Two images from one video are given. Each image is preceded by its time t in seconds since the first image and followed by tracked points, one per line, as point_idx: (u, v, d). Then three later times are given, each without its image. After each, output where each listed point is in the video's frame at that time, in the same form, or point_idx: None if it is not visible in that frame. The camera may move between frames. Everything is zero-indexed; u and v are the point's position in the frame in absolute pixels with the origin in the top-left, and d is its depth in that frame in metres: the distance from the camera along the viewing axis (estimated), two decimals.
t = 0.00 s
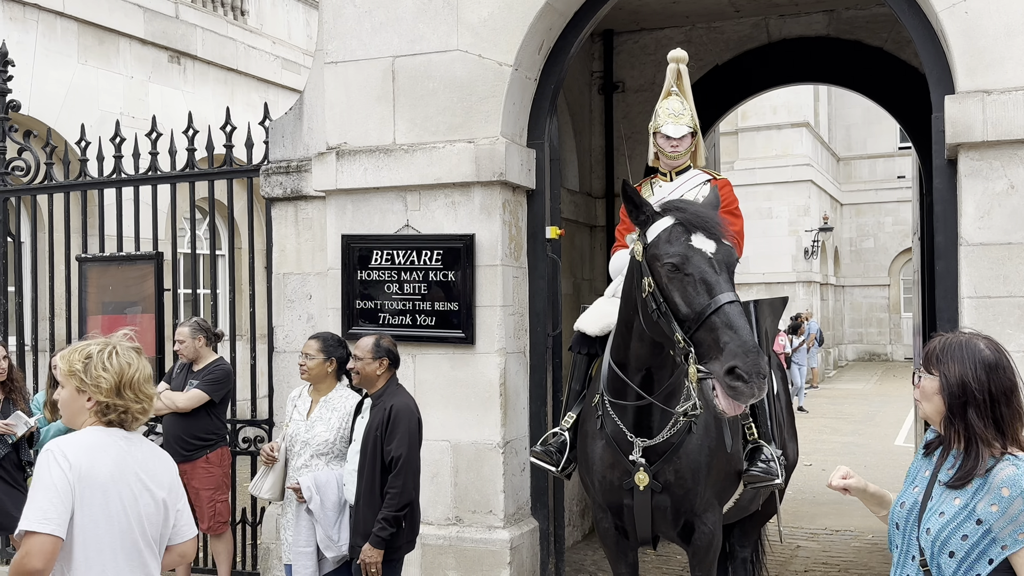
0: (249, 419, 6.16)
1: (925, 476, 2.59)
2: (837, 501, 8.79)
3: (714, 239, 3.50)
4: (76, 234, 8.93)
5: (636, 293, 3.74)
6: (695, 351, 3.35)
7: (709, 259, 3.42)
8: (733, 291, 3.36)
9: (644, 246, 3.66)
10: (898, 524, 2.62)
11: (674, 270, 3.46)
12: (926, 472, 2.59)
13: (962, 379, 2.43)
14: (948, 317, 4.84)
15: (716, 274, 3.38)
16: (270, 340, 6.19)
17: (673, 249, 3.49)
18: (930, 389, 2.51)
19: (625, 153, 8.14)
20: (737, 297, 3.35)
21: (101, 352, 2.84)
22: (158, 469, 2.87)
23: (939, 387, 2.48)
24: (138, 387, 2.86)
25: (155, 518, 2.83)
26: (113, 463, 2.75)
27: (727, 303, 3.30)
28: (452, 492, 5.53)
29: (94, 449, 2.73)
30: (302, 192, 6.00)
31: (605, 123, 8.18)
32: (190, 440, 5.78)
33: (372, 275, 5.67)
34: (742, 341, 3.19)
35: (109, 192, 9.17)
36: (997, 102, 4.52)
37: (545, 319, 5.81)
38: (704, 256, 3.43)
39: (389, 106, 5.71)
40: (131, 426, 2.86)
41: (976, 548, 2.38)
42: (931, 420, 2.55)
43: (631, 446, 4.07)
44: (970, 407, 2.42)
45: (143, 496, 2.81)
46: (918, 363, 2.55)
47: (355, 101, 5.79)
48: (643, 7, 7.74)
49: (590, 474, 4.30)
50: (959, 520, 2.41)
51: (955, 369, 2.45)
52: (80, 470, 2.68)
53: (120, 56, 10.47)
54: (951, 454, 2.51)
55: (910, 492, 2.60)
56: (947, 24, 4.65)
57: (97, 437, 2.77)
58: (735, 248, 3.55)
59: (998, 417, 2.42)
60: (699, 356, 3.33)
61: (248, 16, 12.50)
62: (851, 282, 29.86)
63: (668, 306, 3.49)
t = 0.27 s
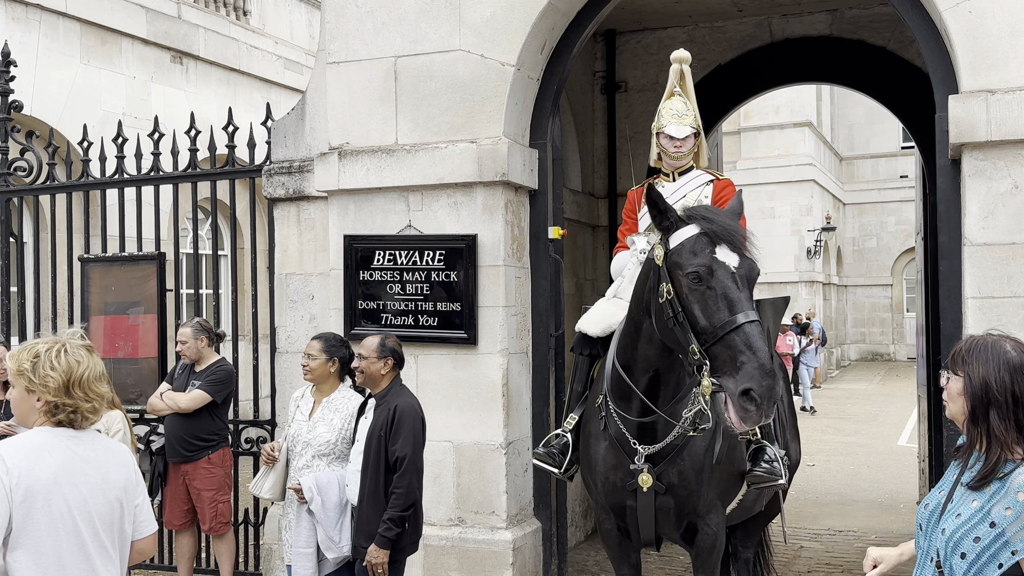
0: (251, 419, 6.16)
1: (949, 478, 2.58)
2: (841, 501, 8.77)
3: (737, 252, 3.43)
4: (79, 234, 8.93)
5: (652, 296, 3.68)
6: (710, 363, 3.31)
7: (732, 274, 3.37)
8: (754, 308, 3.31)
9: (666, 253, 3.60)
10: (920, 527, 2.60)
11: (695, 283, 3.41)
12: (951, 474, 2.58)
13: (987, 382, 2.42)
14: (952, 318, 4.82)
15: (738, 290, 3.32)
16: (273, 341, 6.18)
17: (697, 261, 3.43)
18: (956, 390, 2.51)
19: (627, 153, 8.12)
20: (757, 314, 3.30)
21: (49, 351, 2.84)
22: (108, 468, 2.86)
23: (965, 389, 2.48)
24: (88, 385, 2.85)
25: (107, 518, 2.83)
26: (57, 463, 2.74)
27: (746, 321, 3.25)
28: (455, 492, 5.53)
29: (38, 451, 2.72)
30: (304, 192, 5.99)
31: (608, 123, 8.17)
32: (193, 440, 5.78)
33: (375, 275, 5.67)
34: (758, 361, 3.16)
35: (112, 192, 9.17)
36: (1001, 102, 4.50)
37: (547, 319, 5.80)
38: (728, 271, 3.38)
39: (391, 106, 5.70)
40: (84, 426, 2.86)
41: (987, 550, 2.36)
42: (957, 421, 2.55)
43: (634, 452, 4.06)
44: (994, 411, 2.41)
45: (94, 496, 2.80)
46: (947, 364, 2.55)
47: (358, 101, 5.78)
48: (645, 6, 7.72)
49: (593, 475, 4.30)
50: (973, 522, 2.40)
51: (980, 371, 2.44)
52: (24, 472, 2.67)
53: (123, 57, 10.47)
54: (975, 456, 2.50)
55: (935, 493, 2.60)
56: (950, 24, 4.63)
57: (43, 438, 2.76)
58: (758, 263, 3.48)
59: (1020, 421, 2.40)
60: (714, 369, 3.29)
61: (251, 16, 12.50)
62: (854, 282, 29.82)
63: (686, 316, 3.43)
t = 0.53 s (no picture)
0: (253, 419, 6.15)
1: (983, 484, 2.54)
2: (843, 502, 8.76)
3: (751, 260, 3.39)
4: (81, 235, 8.94)
5: (664, 298, 3.65)
6: (717, 369, 3.29)
7: (744, 283, 3.32)
8: (763, 318, 3.27)
9: (680, 256, 3.56)
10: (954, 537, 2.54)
11: (707, 290, 3.37)
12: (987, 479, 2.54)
13: (1023, 387, 2.36)
14: (955, 318, 4.81)
15: (749, 299, 3.29)
16: (274, 341, 6.18)
17: (710, 267, 3.39)
18: (988, 396, 2.48)
19: (629, 153, 8.11)
20: (766, 324, 3.26)
21: None
22: (25, 477, 2.63)
23: (998, 395, 2.44)
24: (11, 395, 2.68)
25: (25, 531, 2.60)
26: None
27: (754, 331, 3.22)
28: (457, 493, 5.52)
29: None
30: (306, 193, 5.99)
31: (609, 123, 8.16)
32: (195, 441, 5.77)
33: (377, 275, 5.66)
34: (762, 372, 3.14)
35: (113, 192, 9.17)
36: (1004, 102, 4.49)
37: (549, 319, 5.79)
38: (740, 279, 3.33)
39: (392, 107, 5.69)
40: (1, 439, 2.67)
41: (1018, 551, 2.30)
42: (990, 427, 2.51)
43: (639, 453, 4.06)
44: None
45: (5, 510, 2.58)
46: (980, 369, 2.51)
47: (359, 101, 5.78)
48: (647, 6, 7.71)
49: (596, 476, 4.29)
50: (1004, 522, 2.35)
51: (1017, 377, 2.38)
52: None
53: (125, 57, 10.47)
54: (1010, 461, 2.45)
55: (968, 498, 2.55)
56: (953, 23, 4.62)
57: None
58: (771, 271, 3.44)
59: None
60: (721, 375, 3.27)
61: (253, 16, 12.50)
62: (856, 282, 29.79)
63: (696, 322, 3.40)
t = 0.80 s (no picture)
0: (253, 420, 6.15)
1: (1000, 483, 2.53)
2: (844, 502, 8.75)
3: (762, 266, 3.37)
4: (81, 235, 8.95)
5: (671, 298, 3.61)
6: (725, 374, 3.27)
7: (757, 289, 3.31)
8: (774, 325, 3.26)
9: (691, 258, 3.52)
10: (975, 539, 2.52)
11: (720, 295, 3.35)
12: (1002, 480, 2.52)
13: None
14: (955, 318, 4.80)
15: (761, 306, 3.27)
16: (274, 341, 6.18)
17: (722, 272, 3.37)
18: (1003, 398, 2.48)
19: (629, 153, 8.10)
20: (777, 331, 3.26)
21: None
22: None
23: (1015, 395, 2.42)
24: None
25: None
26: None
27: (766, 338, 3.21)
28: (456, 493, 5.52)
29: None
30: (306, 193, 5.98)
31: (609, 122, 8.15)
32: (196, 440, 5.77)
33: (376, 275, 5.66)
34: (773, 380, 3.14)
35: (114, 192, 9.18)
36: (1004, 101, 4.48)
37: (549, 319, 5.79)
38: (753, 285, 3.31)
39: (392, 107, 5.69)
40: None
41: None
42: (1005, 429, 2.48)
43: (638, 453, 4.05)
44: None
45: None
46: (993, 371, 2.48)
47: (359, 101, 5.77)
48: (647, 6, 7.71)
49: (595, 476, 4.29)
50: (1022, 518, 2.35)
51: None
52: None
53: (125, 57, 10.47)
54: None
55: (984, 500, 2.54)
56: (953, 23, 4.61)
57: None
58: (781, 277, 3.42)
59: None
60: (730, 380, 3.26)
61: (253, 17, 12.50)
62: (857, 282, 29.76)
63: (706, 325, 3.38)
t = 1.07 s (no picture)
0: (253, 419, 6.15)
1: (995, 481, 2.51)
2: (844, 502, 8.75)
3: (770, 261, 3.36)
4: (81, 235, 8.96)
5: (676, 297, 3.61)
6: (733, 370, 3.26)
7: (763, 284, 3.29)
8: (782, 320, 3.24)
9: (697, 256, 3.52)
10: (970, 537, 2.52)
11: (727, 290, 3.33)
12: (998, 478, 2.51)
13: None
14: (954, 317, 4.80)
15: (769, 301, 3.25)
16: (274, 341, 6.18)
17: (729, 268, 3.36)
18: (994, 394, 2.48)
19: (629, 152, 8.10)
20: (785, 326, 3.24)
21: None
22: None
23: (1006, 388, 2.43)
24: None
25: None
26: None
27: (774, 333, 3.18)
28: (456, 493, 5.52)
29: None
30: (305, 193, 5.99)
31: (609, 122, 8.15)
32: (198, 440, 5.77)
33: (376, 275, 5.66)
34: (783, 374, 3.11)
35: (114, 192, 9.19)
36: (1003, 101, 4.48)
37: (549, 319, 5.79)
38: (759, 280, 3.29)
39: (392, 107, 5.70)
40: None
41: None
42: (1001, 423, 2.49)
43: (640, 452, 4.05)
44: None
45: None
46: (988, 365, 2.50)
47: (358, 101, 5.78)
48: (647, 6, 7.71)
49: (594, 475, 4.30)
50: (1011, 518, 2.35)
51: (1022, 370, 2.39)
52: None
53: (125, 57, 10.48)
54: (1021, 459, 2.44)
55: (980, 499, 2.52)
56: (952, 23, 4.62)
57: None
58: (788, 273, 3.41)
59: None
60: (737, 376, 3.24)
61: (254, 17, 12.51)
62: (858, 282, 29.75)
63: (713, 322, 3.36)
